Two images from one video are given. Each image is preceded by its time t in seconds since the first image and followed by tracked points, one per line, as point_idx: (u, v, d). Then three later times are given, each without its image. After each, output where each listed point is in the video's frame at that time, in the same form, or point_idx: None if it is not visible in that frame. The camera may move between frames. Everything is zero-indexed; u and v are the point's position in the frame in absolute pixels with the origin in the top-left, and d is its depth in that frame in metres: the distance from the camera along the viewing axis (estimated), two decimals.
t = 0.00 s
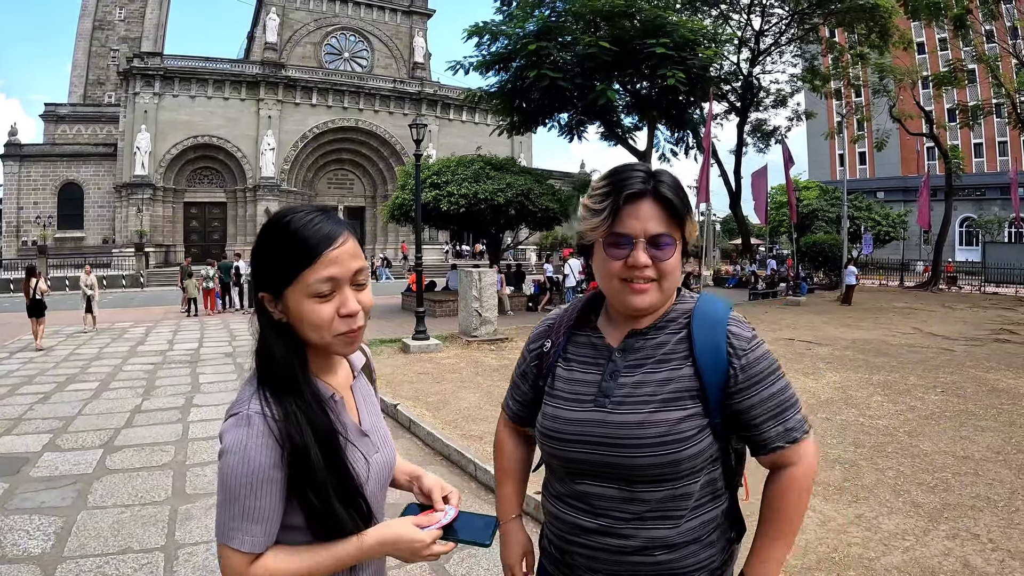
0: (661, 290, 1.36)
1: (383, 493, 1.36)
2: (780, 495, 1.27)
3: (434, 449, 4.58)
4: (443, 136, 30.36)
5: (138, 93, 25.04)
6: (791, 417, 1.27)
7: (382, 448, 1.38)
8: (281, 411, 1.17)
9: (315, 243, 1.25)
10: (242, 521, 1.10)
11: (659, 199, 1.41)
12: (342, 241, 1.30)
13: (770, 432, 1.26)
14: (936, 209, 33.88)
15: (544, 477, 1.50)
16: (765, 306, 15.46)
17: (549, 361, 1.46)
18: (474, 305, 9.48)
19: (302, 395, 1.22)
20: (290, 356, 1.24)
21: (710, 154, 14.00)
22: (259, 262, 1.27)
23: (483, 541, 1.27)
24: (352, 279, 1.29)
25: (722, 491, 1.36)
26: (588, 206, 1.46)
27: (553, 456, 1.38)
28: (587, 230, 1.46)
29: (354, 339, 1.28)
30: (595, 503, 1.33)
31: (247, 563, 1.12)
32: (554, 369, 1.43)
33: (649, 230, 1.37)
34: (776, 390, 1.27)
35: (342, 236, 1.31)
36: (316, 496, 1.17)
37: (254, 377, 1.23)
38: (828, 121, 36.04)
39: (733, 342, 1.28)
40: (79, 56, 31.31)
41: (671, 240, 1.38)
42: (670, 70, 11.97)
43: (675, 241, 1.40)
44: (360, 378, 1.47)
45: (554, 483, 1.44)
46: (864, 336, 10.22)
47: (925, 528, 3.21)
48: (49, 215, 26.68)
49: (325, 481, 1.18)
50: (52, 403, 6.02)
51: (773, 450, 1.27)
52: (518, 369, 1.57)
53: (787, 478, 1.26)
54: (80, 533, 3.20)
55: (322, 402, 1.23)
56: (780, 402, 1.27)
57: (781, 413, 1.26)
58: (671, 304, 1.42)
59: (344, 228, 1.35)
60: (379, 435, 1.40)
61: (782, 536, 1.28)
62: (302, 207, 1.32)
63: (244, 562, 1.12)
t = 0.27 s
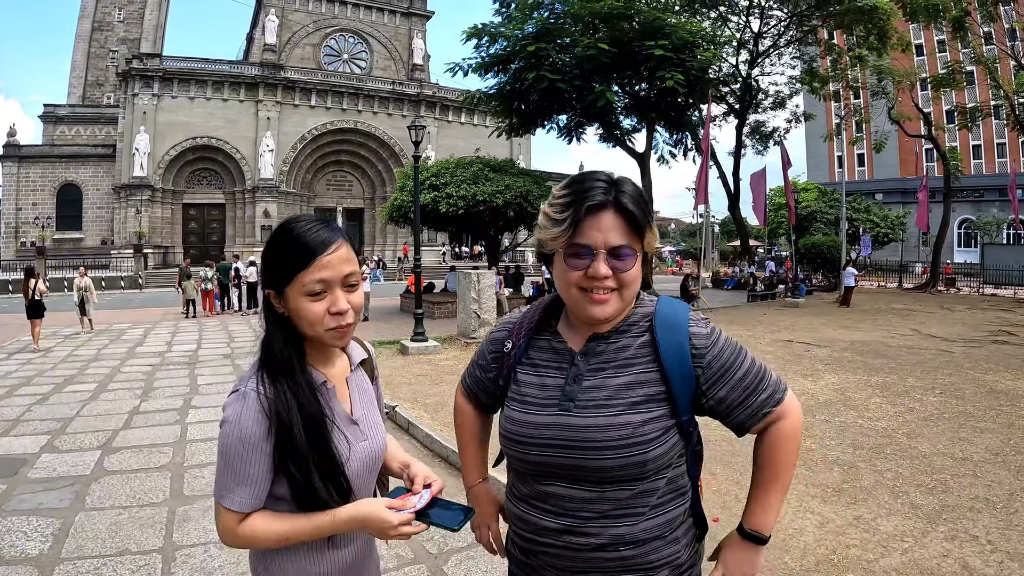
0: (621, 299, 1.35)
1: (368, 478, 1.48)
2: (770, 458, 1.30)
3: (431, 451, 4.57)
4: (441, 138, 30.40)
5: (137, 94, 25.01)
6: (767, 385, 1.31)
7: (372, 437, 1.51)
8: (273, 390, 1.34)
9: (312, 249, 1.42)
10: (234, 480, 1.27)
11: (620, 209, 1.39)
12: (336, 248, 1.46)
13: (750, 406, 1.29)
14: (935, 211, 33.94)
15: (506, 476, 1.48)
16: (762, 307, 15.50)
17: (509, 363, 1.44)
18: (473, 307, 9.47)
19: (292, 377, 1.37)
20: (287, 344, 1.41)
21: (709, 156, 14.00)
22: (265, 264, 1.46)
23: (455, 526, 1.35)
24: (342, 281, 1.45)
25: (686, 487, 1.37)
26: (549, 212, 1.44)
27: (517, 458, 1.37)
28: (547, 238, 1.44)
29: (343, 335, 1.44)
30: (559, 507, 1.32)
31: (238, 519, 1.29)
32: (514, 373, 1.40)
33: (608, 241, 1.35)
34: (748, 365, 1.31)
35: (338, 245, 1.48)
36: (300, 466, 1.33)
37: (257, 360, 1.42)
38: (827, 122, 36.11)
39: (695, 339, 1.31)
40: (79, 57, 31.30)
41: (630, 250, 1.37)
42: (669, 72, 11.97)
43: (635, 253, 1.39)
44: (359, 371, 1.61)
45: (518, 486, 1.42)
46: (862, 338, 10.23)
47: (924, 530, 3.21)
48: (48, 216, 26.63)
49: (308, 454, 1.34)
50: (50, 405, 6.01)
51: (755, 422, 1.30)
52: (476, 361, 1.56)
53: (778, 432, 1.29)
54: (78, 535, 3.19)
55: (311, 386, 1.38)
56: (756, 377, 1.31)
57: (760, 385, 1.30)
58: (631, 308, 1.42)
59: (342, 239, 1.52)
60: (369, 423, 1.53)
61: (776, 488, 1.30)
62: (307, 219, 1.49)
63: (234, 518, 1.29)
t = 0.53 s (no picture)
0: (603, 302, 1.36)
1: (349, 466, 1.57)
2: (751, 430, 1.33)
3: (430, 453, 4.56)
4: (440, 140, 30.43)
5: (136, 96, 24.99)
6: (746, 363, 1.34)
7: (357, 428, 1.59)
8: (265, 375, 1.47)
9: (307, 253, 1.54)
10: (222, 450, 1.42)
11: (607, 211, 1.39)
12: (329, 255, 1.56)
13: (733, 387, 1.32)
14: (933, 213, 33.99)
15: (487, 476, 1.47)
16: (761, 309, 15.50)
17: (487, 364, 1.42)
18: (471, 308, 9.48)
19: (281, 367, 1.50)
20: (282, 336, 1.54)
21: (708, 158, 14.01)
22: (269, 265, 1.59)
23: (409, 521, 1.37)
24: (331, 286, 1.55)
25: (666, 481, 1.39)
26: (537, 210, 1.43)
27: (497, 459, 1.36)
28: (534, 235, 1.43)
29: (329, 333, 1.54)
30: (548, 508, 1.31)
31: (226, 485, 1.43)
32: (493, 374, 1.39)
33: (595, 240, 1.36)
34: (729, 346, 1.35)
35: (332, 252, 1.58)
36: (281, 444, 1.45)
37: (256, 351, 1.55)
38: (825, 125, 36.18)
39: (672, 332, 1.33)
40: (78, 58, 31.28)
41: (615, 252, 1.38)
42: (668, 74, 11.99)
43: (620, 255, 1.40)
44: (352, 368, 1.68)
45: (502, 487, 1.41)
46: (861, 340, 10.24)
47: (922, 532, 3.21)
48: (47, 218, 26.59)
49: (287, 436, 1.45)
50: (49, 406, 6.00)
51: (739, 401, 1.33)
52: (452, 354, 1.55)
53: (758, 402, 1.33)
54: (76, 536, 3.18)
55: (299, 375, 1.50)
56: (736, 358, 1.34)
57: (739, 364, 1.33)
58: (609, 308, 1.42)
59: (339, 247, 1.62)
60: (356, 417, 1.61)
61: (753, 453, 1.34)
62: (309, 227, 1.61)
63: (222, 485, 1.43)
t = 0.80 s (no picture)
0: (598, 309, 1.37)
1: (335, 458, 1.60)
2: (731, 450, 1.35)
3: (429, 456, 4.57)
4: (440, 142, 30.48)
5: (136, 97, 24.98)
6: (732, 384, 1.36)
7: (344, 421, 1.62)
8: (251, 368, 1.53)
9: (290, 256, 1.58)
10: (211, 437, 1.48)
11: (603, 218, 1.40)
12: (311, 257, 1.61)
13: (725, 400, 1.34)
14: (932, 216, 34.06)
15: (486, 481, 1.48)
16: (759, 312, 15.53)
17: (483, 373, 1.42)
18: (470, 311, 9.50)
19: (267, 361, 1.55)
20: (267, 333, 1.59)
21: (707, 160, 14.05)
22: (257, 267, 1.64)
23: (386, 509, 1.42)
24: (312, 286, 1.59)
25: (660, 485, 1.39)
26: (534, 216, 1.43)
27: (494, 464, 1.36)
28: (530, 241, 1.43)
29: (313, 331, 1.59)
30: (549, 511, 1.32)
31: (215, 472, 1.49)
32: (489, 381, 1.40)
33: (591, 248, 1.36)
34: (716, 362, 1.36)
35: (314, 254, 1.63)
36: (265, 433, 1.50)
37: (245, 347, 1.61)
38: (824, 127, 36.26)
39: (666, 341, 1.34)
40: (77, 60, 31.30)
41: (610, 258, 1.39)
42: (667, 77, 12.03)
43: (614, 262, 1.41)
44: (340, 364, 1.72)
45: (503, 492, 1.40)
46: (859, 342, 10.26)
47: (920, 534, 3.22)
48: (46, 219, 26.59)
49: (270, 425, 1.50)
50: (48, 408, 6.00)
51: (728, 419, 1.35)
52: (444, 367, 1.55)
53: (739, 424, 1.36)
54: (76, 538, 3.18)
55: (284, 368, 1.55)
56: (723, 376, 1.35)
57: (727, 381, 1.35)
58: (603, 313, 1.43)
59: (322, 250, 1.67)
60: (342, 411, 1.64)
61: (733, 473, 1.35)
62: (293, 230, 1.65)
63: (212, 471, 1.49)
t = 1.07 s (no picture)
0: (597, 311, 1.37)
1: (320, 458, 1.61)
2: (734, 464, 1.33)
3: (428, 458, 4.57)
4: (439, 144, 30.52)
5: (135, 99, 24.97)
6: (734, 393, 1.34)
7: (328, 422, 1.63)
8: (233, 369, 1.55)
9: (269, 262, 1.58)
10: (196, 437, 1.51)
11: (602, 223, 1.41)
12: (291, 264, 1.61)
13: (725, 408, 1.33)
14: (932, 218, 34.10)
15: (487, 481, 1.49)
16: (759, 314, 15.53)
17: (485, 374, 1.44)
18: (470, 313, 9.52)
19: (250, 363, 1.56)
20: (248, 338, 1.60)
21: (706, 163, 14.07)
22: (237, 273, 1.64)
23: (360, 510, 1.41)
24: (294, 294, 1.60)
25: (658, 490, 1.39)
26: (532, 221, 1.44)
27: (494, 466, 1.38)
28: (531, 247, 1.44)
29: (295, 335, 1.61)
30: (543, 515, 1.33)
31: (200, 471, 1.51)
32: (491, 382, 1.42)
33: (590, 252, 1.37)
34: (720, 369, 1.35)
35: (292, 260, 1.62)
36: (248, 433, 1.52)
37: (228, 351, 1.62)
38: (824, 130, 36.32)
39: (666, 347, 1.33)
40: (77, 61, 31.32)
41: (608, 263, 1.40)
42: (666, 79, 12.06)
43: (613, 265, 1.41)
44: (326, 365, 1.72)
45: (502, 494, 1.42)
46: (859, 344, 10.27)
47: (918, 535, 3.23)
48: (46, 221, 26.58)
49: (252, 427, 1.51)
50: (47, 409, 5.99)
51: (729, 428, 1.33)
52: (451, 370, 1.56)
53: (741, 436, 1.34)
54: (76, 539, 3.19)
55: (265, 370, 1.56)
56: (725, 385, 1.34)
57: (729, 390, 1.34)
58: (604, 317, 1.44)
59: (302, 255, 1.67)
60: (328, 413, 1.65)
61: (732, 487, 1.34)
62: (273, 235, 1.65)
63: (197, 472, 1.51)
